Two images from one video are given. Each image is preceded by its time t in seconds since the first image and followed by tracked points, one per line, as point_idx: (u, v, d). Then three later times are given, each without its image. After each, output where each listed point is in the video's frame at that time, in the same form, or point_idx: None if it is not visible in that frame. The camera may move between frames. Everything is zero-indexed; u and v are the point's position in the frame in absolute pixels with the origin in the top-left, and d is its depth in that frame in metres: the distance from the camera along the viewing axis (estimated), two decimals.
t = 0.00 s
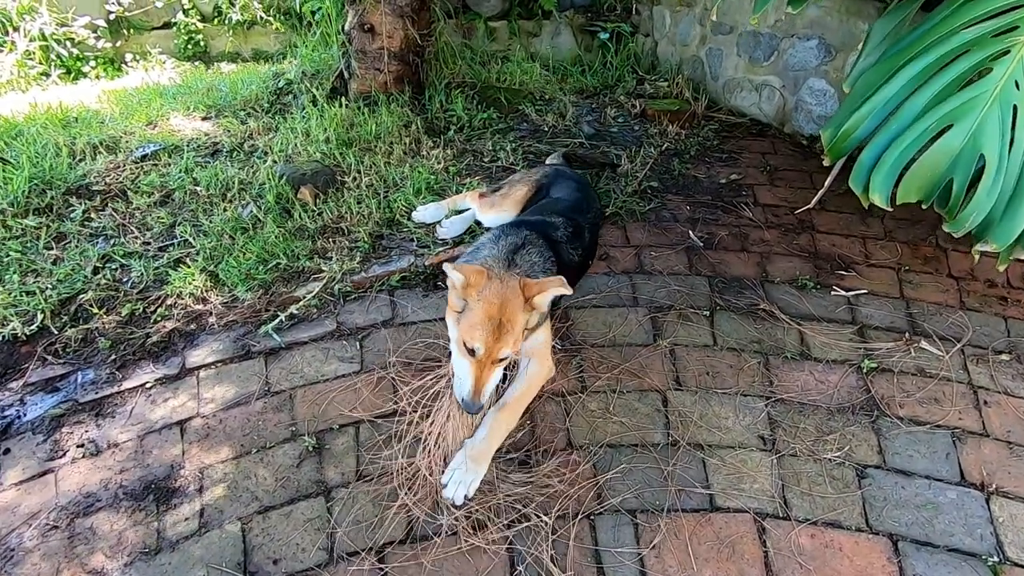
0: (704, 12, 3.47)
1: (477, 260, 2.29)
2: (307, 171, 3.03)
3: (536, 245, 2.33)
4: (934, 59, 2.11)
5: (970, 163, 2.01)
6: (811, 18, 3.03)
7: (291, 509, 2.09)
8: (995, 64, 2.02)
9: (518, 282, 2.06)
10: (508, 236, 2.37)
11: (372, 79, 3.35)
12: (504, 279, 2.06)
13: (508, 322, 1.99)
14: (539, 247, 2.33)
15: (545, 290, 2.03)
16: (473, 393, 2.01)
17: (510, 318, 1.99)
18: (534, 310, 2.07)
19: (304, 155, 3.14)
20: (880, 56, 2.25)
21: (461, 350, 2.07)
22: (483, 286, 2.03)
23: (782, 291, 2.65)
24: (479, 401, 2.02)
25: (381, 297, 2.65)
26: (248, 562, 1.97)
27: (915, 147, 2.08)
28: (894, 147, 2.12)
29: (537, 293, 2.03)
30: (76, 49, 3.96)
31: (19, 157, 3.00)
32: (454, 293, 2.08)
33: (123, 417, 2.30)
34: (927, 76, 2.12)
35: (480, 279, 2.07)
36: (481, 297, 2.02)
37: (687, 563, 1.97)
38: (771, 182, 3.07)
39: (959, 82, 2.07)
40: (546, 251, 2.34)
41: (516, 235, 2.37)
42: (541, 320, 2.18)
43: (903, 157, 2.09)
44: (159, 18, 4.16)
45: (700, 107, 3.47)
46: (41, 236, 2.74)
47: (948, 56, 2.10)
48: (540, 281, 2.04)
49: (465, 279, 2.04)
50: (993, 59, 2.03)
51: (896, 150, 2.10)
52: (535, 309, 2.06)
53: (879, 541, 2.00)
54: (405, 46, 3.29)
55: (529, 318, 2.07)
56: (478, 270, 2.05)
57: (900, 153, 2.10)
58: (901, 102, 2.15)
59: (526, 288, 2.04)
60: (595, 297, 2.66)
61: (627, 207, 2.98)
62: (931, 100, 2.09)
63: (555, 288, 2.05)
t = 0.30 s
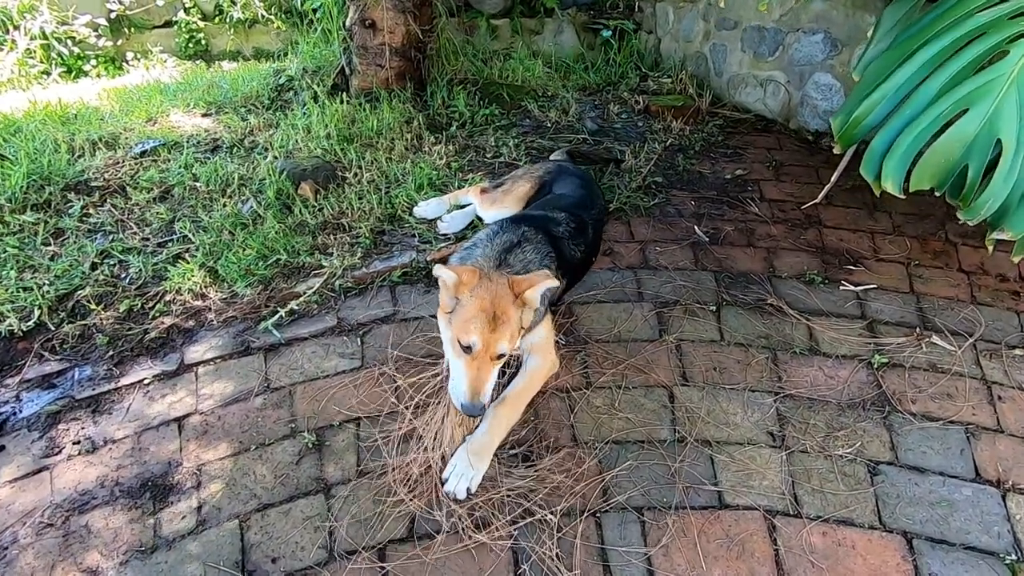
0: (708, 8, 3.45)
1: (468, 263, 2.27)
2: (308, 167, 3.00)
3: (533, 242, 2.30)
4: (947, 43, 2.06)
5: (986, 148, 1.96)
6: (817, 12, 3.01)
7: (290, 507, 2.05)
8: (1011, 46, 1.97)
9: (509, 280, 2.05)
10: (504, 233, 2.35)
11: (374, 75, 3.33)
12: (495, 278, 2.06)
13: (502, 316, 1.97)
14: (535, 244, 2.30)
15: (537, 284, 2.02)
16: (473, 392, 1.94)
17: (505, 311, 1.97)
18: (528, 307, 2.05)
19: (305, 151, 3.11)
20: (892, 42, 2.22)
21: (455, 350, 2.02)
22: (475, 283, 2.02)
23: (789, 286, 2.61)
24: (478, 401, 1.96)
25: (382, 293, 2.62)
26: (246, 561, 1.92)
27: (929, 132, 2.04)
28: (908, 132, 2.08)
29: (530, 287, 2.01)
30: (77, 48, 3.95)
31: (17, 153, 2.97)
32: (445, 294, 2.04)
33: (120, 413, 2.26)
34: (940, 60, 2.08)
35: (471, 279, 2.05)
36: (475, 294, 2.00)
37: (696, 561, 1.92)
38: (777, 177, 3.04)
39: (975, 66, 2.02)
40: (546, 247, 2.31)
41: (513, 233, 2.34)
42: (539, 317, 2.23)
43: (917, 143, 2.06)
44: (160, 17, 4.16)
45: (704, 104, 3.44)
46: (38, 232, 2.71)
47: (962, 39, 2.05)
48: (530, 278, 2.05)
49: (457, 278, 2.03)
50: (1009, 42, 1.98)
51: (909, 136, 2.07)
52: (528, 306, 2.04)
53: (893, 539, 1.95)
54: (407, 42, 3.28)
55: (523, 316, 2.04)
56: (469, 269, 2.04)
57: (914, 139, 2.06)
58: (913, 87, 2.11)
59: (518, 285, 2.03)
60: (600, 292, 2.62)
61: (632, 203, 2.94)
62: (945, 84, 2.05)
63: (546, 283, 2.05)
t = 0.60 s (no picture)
0: (710, 13, 3.45)
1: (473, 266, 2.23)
2: (309, 170, 2.99)
3: (544, 243, 2.27)
4: (957, 39, 2.04)
5: (1000, 144, 1.92)
6: (820, 16, 3.00)
7: (287, 511, 2.01)
8: None
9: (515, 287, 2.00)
10: (514, 233, 2.30)
11: (377, 80, 3.34)
12: (502, 283, 2.01)
13: (503, 325, 1.92)
14: (544, 246, 2.26)
15: (542, 294, 1.96)
16: (468, 401, 1.90)
17: (506, 320, 1.92)
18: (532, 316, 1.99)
19: (307, 155, 3.11)
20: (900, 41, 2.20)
21: (455, 355, 1.98)
22: (479, 288, 1.98)
23: (795, 289, 2.58)
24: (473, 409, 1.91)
25: (383, 295, 2.59)
26: (242, 566, 1.88)
27: (940, 129, 2.01)
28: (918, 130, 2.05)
29: (534, 296, 1.95)
30: (81, 55, 3.97)
31: (18, 156, 2.97)
32: (449, 296, 2.01)
33: (116, 416, 2.23)
34: (950, 57, 2.05)
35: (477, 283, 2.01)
36: (477, 300, 1.96)
37: (702, 567, 1.87)
38: (782, 181, 3.01)
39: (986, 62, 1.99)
40: (556, 249, 2.28)
41: (521, 235, 2.30)
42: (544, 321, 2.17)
43: (928, 140, 2.03)
44: (164, 24, 4.21)
45: (707, 108, 3.44)
46: (38, 235, 2.69)
47: (972, 35, 2.03)
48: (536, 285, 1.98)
49: (461, 280, 2.00)
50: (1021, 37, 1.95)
51: (920, 133, 2.04)
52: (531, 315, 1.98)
53: (905, 545, 1.90)
54: (409, 47, 3.28)
55: (526, 325, 1.99)
56: (474, 273, 2.00)
57: (925, 136, 2.03)
58: (923, 84, 2.09)
59: (523, 293, 1.97)
60: (603, 295, 2.59)
61: (635, 206, 2.92)
62: (955, 80, 2.02)
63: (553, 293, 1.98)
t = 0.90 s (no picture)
0: (710, 29, 3.48)
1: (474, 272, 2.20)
2: (310, 180, 2.98)
3: (545, 252, 2.24)
4: (958, 45, 2.03)
5: (1002, 151, 1.91)
6: (819, 31, 3.03)
7: (280, 523, 1.96)
8: None
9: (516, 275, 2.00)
10: (518, 240, 2.28)
11: (378, 92, 3.36)
12: (502, 270, 2.01)
13: (498, 306, 1.91)
14: (547, 255, 2.24)
15: (541, 282, 1.95)
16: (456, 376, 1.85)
17: (501, 301, 1.91)
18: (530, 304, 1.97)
19: (307, 165, 3.11)
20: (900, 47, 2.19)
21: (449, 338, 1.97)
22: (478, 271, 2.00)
23: (798, 300, 2.55)
24: (461, 389, 1.86)
25: (382, 305, 2.57)
26: None
27: (942, 136, 2.01)
28: (920, 136, 2.05)
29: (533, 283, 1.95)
30: (86, 68, 4.01)
31: (18, 165, 2.97)
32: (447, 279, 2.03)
33: (108, 425, 2.19)
34: (952, 63, 2.04)
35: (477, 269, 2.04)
36: (474, 281, 1.98)
37: None
38: (782, 194, 3.01)
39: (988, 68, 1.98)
40: (557, 258, 2.26)
41: (522, 243, 2.27)
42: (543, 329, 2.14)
43: (930, 146, 2.02)
44: (169, 38, 4.23)
45: (708, 123, 3.45)
46: (35, 243, 2.68)
47: (973, 42, 2.02)
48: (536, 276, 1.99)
49: (462, 262, 2.01)
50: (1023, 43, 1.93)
51: (922, 140, 2.04)
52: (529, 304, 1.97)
53: (914, 560, 1.85)
54: (411, 60, 3.30)
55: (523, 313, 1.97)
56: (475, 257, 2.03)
57: (927, 142, 2.03)
58: (924, 91, 2.08)
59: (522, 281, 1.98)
60: (603, 305, 2.57)
61: (636, 218, 2.91)
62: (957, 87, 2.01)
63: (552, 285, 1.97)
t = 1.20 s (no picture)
0: (710, 45, 3.51)
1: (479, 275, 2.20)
2: (309, 189, 2.98)
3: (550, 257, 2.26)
4: (961, 48, 2.02)
5: (1008, 152, 1.88)
6: (819, 46, 3.05)
7: (272, 532, 1.90)
8: None
9: (503, 239, 1.96)
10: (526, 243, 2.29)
11: (380, 103, 3.38)
12: (490, 235, 1.98)
13: (488, 276, 1.87)
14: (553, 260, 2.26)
15: (527, 240, 1.91)
16: (465, 353, 1.86)
17: (490, 268, 1.87)
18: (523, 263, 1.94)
19: (307, 174, 3.11)
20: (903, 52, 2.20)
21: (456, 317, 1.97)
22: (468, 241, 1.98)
23: (800, 310, 2.53)
24: (473, 362, 1.87)
25: (380, 312, 2.55)
26: None
27: (946, 137, 1.99)
28: (924, 138, 2.03)
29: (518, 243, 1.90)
30: (89, 80, 4.04)
31: (18, 172, 2.98)
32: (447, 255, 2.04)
33: (99, 432, 2.15)
34: (955, 65, 2.04)
35: (471, 236, 2.02)
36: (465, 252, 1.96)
37: None
38: (783, 206, 3.00)
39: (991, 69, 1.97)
40: (561, 264, 2.28)
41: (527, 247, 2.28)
42: (537, 327, 2.16)
43: (935, 147, 2.00)
44: (173, 51, 4.30)
45: (708, 136, 3.46)
46: (32, 248, 2.66)
47: (977, 45, 2.01)
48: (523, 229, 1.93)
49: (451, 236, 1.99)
50: None
51: (926, 141, 2.02)
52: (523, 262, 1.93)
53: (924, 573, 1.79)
54: (413, 72, 3.32)
55: (518, 275, 1.94)
56: (466, 226, 2.03)
57: (931, 144, 2.01)
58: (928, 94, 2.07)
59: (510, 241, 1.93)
60: (604, 314, 2.55)
61: (637, 229, 2.89)
62: (960, 89, 2.00)
63: (539, 233, 1.91)
